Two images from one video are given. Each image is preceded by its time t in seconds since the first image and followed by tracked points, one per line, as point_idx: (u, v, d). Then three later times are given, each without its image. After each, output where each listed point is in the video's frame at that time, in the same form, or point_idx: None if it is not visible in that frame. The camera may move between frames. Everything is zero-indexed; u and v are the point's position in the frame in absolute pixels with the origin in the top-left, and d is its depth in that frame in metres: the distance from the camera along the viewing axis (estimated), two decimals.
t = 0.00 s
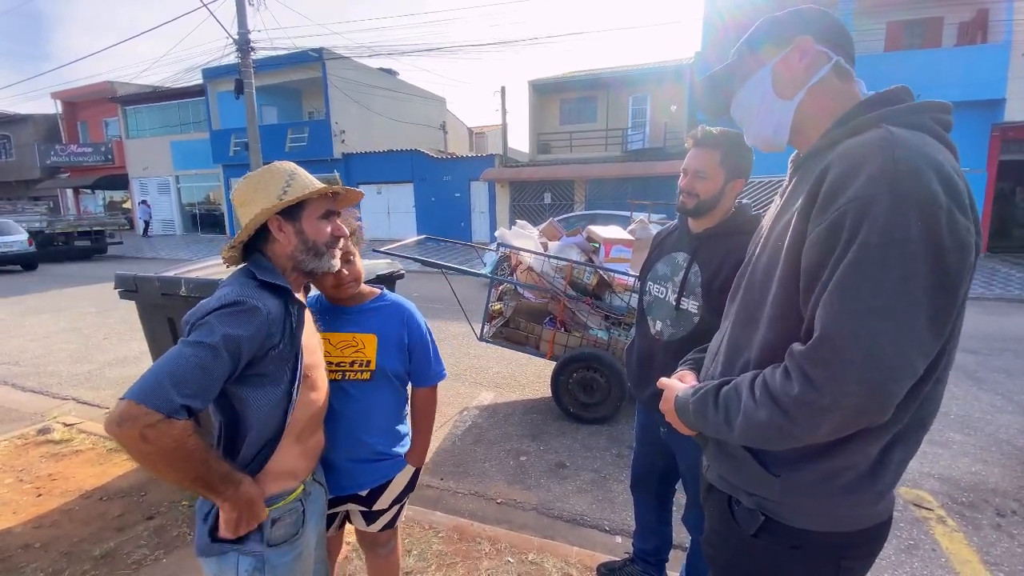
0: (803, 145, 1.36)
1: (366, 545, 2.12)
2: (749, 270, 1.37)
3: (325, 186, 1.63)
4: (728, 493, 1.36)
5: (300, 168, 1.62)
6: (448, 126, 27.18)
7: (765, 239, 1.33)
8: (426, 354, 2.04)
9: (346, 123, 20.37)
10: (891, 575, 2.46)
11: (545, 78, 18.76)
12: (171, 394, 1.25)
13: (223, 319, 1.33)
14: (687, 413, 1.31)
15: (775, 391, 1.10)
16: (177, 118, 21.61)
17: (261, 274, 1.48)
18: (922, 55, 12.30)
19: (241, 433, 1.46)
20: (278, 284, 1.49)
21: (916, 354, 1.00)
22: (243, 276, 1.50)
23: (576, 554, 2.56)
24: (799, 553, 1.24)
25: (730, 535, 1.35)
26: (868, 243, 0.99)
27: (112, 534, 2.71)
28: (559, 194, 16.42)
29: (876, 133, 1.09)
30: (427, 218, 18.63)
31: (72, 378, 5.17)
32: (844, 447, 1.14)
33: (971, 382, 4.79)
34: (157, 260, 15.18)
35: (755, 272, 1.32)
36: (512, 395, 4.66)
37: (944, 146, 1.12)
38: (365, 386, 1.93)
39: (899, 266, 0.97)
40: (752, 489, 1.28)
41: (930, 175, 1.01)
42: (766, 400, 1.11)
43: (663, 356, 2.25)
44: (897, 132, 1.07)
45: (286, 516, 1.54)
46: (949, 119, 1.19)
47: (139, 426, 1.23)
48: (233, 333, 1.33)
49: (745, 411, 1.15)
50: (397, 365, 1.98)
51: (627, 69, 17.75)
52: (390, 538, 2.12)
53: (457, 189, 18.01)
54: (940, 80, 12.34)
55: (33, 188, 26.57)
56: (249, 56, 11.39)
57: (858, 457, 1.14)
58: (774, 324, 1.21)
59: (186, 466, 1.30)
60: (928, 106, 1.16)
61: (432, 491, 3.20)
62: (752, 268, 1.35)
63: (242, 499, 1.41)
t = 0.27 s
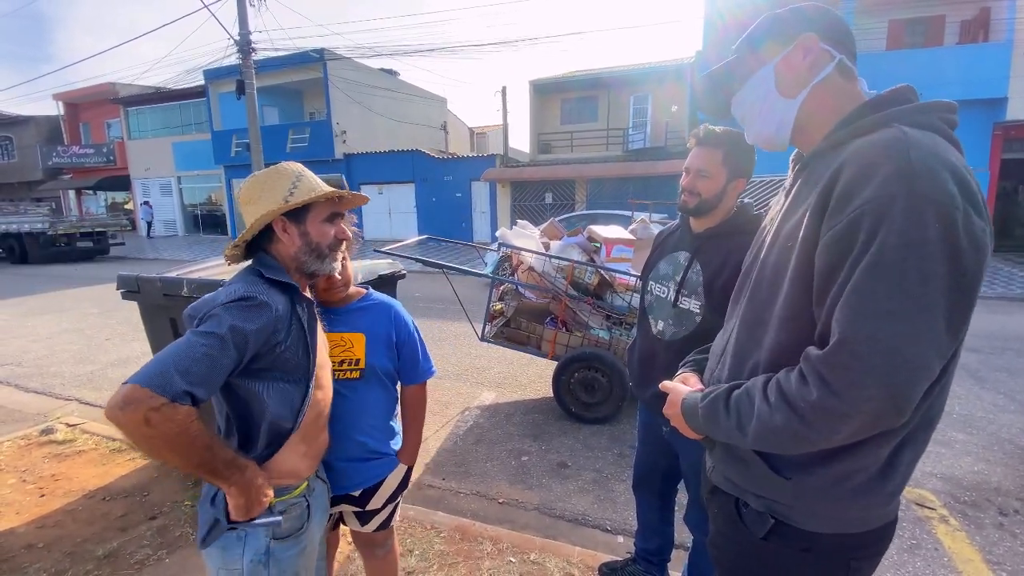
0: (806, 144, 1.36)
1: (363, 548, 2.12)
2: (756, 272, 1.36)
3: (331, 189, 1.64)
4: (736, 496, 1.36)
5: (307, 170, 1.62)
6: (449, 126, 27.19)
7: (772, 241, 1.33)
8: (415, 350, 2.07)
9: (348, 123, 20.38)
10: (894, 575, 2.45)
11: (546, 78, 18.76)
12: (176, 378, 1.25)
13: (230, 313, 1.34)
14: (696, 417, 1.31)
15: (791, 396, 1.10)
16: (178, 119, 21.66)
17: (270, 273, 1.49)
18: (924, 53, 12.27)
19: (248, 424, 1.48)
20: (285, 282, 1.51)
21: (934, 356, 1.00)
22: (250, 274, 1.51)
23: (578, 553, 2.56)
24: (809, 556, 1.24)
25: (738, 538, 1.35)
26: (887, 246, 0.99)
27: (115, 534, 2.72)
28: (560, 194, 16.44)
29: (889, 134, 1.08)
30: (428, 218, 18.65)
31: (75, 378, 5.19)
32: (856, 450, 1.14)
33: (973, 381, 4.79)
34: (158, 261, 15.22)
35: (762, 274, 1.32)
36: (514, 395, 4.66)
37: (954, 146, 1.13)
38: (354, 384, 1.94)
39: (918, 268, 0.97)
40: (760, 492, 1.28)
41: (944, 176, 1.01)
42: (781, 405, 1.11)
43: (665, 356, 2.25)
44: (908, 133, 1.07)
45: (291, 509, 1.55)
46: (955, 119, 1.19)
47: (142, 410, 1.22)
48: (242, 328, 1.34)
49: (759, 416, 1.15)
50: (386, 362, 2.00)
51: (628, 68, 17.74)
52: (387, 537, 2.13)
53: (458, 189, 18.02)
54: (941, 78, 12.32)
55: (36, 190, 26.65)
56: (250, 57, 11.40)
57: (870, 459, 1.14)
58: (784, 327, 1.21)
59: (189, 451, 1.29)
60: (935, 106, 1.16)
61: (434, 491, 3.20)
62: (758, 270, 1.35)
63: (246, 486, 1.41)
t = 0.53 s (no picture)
0: (808, 144, 1.36)
1: (363, 537, 2.12)
2: (757, 272, 1.37)
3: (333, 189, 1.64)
4: (737, 494, 1.36)
5: (311, 169, 1.62)
6: (450, 126, 27.19)
7: (774, 240, 1.33)
8: (413, 352, 2.09)
9: (349, 123, 20.39)
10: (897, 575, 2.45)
11: (547, 78, 18.75)
12: (179, 372, 1.24)
13: (232, 310, 1.34)
14: (698, 417, 1.31)
15: (791, 396, 1.10)
16: (180, 119, 21.69)
17: (271, 272, 1.50)
18: (926, 52, 12.24)
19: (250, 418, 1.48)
20: (289, 281, 1.50)
21: (934, 356, 1.00)
22: (252, 272, 1.51)
23: (580, 553, 2.56)
24: (811, 556, 1.25)
25: (741, 538, 1.35)
26: (887, 246, 0.99)
27: (118, 534, 2.72)
28: (561, 194, 16.44)
29: (891, 132, 1.08)
30: (429, 218, 18.65)
31: (78, 378, 5.20)
32: (857, 450, 1.14)
33: (976, 380, 4.78)
34: (160, 261, 15.24)
35: (763, 274, 1.32)
36: (515, 395, 4.66)
37: (957, 144, 1.12)
38: (355, 384, 1.94)
39: (918, 268, 0.97)
40: (762, 491, 1.28)
41: (946, 175, 1.00)
42: (781, 404, 1.12)
43: (667, 355, 2.25)
44: (910, 133, 1.07)
45: (296, 505, 1.56)
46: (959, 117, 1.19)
47: (143, 403, 1.21)
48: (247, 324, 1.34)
49: (759, 415, 1.15)
50: (386, 362, 2.01)
51: (629, 68, 17.72)
52: (388, 526, 2.13)
53: (460, 189, 18.02)
54: (943, 77, 12.29)
55: (38, 190, 26.71)
56: (252, 57, 11.41)
57: (872, 459, 1.14)
58: (785, 326, 1.21)
59: (194, 443, 1.28)
60: (938, 104, 1.15)
61: (435, 491, 3.21)
62: (759, 270, 1.35)
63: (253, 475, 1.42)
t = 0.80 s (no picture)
0: (810, 143, 1.36)
1: (368, 531, 2.12)
2: (757, 270, 1.36)
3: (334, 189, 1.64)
4: (738, 494, 1.36)
5: (310, 168, 1.61)
6: (452, 126, 27.19)
7: (774, 238, 1.33)
8: (420, 352, 2.10)
9: (350, 123, 20.40)
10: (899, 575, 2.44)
11: (548, 78, 18.74)
12: (178, 382, 1.23)
13: (228, 313, 1.35)
14: (697, 415, 1.31)
15: (788, 393, 1.10)
16: (182, 119, 21.71)
17: (267, 275, 1.50)
18: (927, 51, 12.20)
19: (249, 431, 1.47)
20: (285, 285, 1.50)
21: (931, 355, 0.99)
22: (248, 275, 1.51)
23: (582, 552, 2.56)
24: (811, 554, 1.24)
25: (741, 537, 1.35)
26: (882, 243, 0.99)
27: (120, 533, 2.72)
28: (562, 193, 16.43)
29: (888, 129, 1.08)
30: (431, 217, 18.65)
31: (80, 378, 5.21)
32: (855, 449, 1.14)
33: (979, 380, 4.76)
34: (162, 261, 15.26)
35: (763, 273, 1.32)
36: (517, 394, 4.66)
37: (957, 143, 1.11)
38: (362, 381, 1.95)
39: (913, 266, 0.97)
40: (760, 490, 1.28)
41: (943, 171, 1.00)
42: (778, 402, 1.11)
43: (667, 353, 2.25)
44: (909, 129, 1.06)
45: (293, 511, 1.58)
46: (961, 115, 1.18)
47: (145, 416, 1.20)
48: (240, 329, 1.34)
49: (756, 413, 1.15)
50: (392, 360, 2.02)
51: (630, 67, 17.70)
52: (392, 522, 2.12)
53: (461, 188, 18.03)
54: (945, 76, 12.26)
55: (41, 190, 26.73)
56: (254, 57, 11.41)
57: (870, 457, 1.13)
58: (783, 325, 1.21)
59: (201, 457, 1.26)
60: (939, 102, 1.15)
61: (436, 490, 3.21)
62: (760, 268, 1.35)
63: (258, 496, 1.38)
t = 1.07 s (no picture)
0: (814, 144, 1.35)
1: (372, 528, 2.12)
2: (761, 270, 1.36)
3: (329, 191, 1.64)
4: (742, 495, 1.36)
5: (306, 169, 1.61)
6: (453, 126, 27.19)
7: (779, 238, 1.32)
8: (426, 350, 2.09)
9: (352, 122, 20.41)
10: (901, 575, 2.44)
11: (549, 77, 18.74)
12: (174, 408, 1.21)
13: (220, 324, 1.33)
14: (700, 416, 1.31)
15: (793, 394, 1.10)
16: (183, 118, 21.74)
17: (254, 281, 1.48)
18: (929, 51, 12.18)
19: (250, 442, 1.43)
20: (273, 290, 1.50)
21: (938, 354, 0.99)
22: (237, 281, 1.50)
23: (583, 552, 2.56)
24: (815, 556, 1.24)
25: (746, 539, 1.35)
26: (888, 243, 0.99)
27: (122, 532, 2.73)
28: (563, 193, 16.44)
29: (894, 129, 1.08)
30: (432, 217, 18.66)
31: (82, 377, 5.21)
32: (860, 450, 1.14)
33: (980, 380, 4.76)
34: (164, 260, 15.28)
35: (767, 273, 1.32)
36: (518, 394, 4.66)
37: (962, 143, 1.11)
38: (369, 379, 1.96)
39: (920, 266, 0.97)
40: (765, 491, 1.28)
41: (950, 171, 1.00)
42: (783, 403, 1.11)
43: (667, 352, 2.25)
44: (915, 129, 1.06)
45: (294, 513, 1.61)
46: (966, 115, 1.18)
47: (146, 446, 1.18)
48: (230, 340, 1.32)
49: (761, 414, 1.15)
50: (398, 358, 2.01)
51: (631, 67, 17.70)
52: (397, 520, 2.12)
53: (462, 188, 18.03)
54: (947, 75, 12.24)
55: (42, 189, 26.77)
56: (255, 56, 11.42)
57: (875, 458, 1.13)
58: (788, 325, 1.21)
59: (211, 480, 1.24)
60: (944, 102, 1.14)
61: (438, 490, 3.21)
62: (764, 267, 1.34)
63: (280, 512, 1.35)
